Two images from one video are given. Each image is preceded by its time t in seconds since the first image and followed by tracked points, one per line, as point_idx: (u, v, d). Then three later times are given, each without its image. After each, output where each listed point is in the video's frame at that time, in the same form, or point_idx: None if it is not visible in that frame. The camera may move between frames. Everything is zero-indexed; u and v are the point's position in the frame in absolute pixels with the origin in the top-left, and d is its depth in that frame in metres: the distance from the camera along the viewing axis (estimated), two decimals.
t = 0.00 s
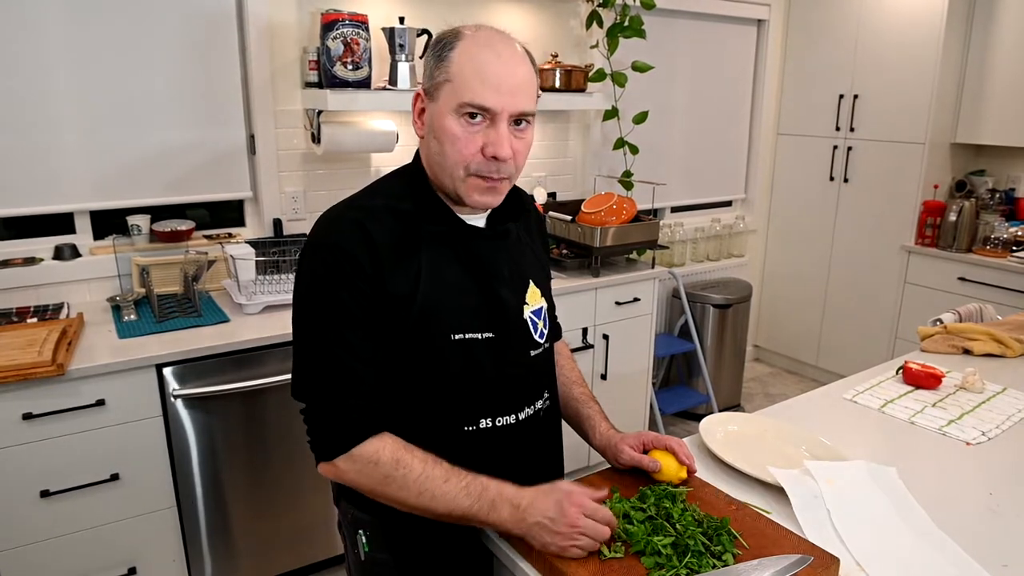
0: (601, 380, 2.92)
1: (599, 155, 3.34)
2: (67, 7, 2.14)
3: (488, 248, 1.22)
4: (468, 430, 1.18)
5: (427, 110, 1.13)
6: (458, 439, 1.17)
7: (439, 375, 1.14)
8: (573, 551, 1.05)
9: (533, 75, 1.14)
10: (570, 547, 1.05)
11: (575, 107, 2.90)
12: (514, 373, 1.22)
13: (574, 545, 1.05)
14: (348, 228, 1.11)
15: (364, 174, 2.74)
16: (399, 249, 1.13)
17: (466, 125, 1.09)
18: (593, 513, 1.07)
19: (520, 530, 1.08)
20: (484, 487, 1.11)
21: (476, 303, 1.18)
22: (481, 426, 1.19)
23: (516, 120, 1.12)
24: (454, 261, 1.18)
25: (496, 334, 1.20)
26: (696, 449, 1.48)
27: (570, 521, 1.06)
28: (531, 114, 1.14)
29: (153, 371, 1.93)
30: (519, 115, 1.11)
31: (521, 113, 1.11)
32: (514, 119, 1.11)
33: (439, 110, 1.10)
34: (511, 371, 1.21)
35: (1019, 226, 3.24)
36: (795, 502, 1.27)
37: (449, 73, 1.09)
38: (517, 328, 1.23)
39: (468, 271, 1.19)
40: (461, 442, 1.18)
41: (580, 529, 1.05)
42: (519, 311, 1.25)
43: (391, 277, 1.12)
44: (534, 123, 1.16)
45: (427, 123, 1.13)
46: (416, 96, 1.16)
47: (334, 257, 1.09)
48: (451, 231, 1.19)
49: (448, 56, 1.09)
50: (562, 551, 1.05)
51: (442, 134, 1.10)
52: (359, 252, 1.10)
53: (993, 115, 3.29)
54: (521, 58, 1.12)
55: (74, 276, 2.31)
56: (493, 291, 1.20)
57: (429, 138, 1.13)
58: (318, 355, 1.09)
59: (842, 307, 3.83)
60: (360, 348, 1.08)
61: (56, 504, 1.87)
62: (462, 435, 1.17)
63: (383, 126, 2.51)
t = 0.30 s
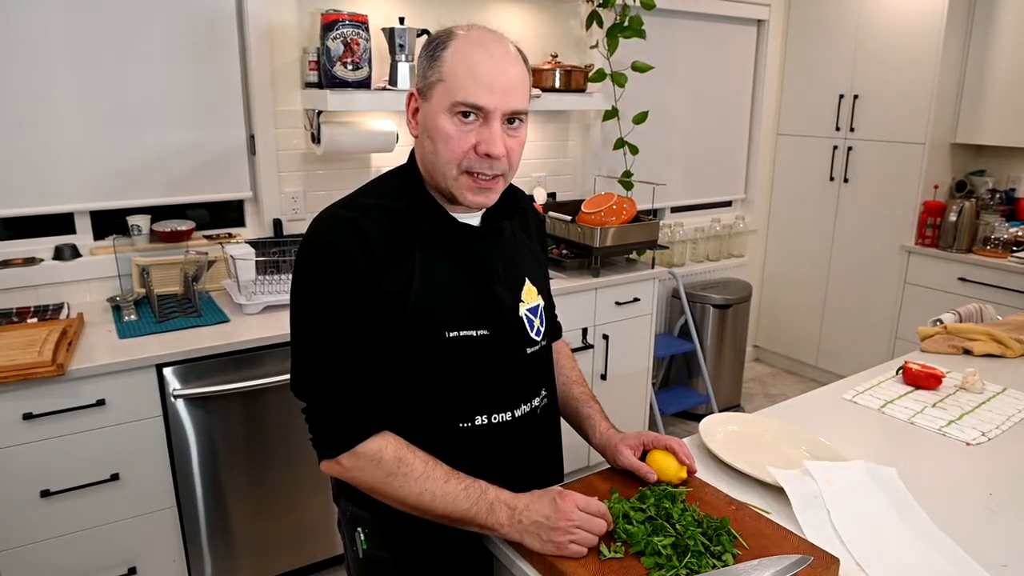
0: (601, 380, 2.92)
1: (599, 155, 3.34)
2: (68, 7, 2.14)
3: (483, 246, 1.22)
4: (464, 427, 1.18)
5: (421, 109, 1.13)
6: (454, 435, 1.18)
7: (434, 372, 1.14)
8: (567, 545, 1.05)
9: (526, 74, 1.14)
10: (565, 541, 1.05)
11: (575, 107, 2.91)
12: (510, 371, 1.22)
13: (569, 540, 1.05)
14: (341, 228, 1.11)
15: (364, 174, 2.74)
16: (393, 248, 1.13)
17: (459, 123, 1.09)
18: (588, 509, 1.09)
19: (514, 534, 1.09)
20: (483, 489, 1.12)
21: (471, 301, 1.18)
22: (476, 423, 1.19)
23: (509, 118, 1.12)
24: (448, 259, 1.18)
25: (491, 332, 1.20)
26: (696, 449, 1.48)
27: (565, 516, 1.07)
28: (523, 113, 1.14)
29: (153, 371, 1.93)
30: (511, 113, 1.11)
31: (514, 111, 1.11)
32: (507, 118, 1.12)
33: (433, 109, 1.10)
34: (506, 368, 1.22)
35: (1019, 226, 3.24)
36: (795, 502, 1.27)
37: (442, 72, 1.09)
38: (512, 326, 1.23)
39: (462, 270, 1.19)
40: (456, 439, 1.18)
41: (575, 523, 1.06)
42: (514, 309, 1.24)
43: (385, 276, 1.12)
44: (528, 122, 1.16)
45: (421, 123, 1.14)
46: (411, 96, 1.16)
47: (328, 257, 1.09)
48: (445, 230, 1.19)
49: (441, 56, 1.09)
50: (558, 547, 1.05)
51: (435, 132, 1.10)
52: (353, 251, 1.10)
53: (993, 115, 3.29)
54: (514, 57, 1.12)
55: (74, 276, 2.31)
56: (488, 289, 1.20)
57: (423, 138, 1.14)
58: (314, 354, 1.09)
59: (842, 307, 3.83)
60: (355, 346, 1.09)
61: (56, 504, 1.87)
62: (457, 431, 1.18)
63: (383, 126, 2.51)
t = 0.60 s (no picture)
0: (601, 380, 2.92)
1: (599, 155, 3.34)
2: (68, 7, 2.14)
3: (482, 245, 1.22)
4: (465, 426, 1.18)
5: (419, 111, 1.13)
6: (455, 435, 1.18)
7: (434, 372, 1.15)
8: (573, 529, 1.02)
9: (520, 71, 1.14)
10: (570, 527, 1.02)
11: (575, 107, 2.91)
12: (509, 369, 1.22)
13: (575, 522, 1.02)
14: (340, 228, 1.11)
15: (364, 174, 2.74)
16: (392, 247, 1.14)
17: (460, 122, 1.09)
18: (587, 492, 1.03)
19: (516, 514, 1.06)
20: (475, 477, 1.07)
21: (470, 300, 1.19)
22: (476, 422, 1.19)
23: (507, 115, 1.12)
24: (447, 259, 1.18)
25: (490, 331, 1.20)
26: (696, 449, 1.48)
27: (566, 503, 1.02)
28: (520, 109, 1.15)
29: (153, 372, 1.93)
30: (508, 108, 1.12)
31: (511, 107, 1.12)
32: (506, 114, 1.12)
33: (432, 109, 1.10)
34: (506, 367, 1.22)
35: (1018, 226, 3.25)
36: (794, 502, 1.27)
37: (440, 71, 1.09)
38: (511, 325, 1.23)
39: (462, 269, 1.19)
40: (456, 438, 1.18)
41: (576, 509, 1.02)
42: (513, 308, 1.25)
43: (384, 276, 1.12)
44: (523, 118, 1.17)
45: (419, 125, 1.13)
46: (406, 100, 1.16)
47: (327, 257, 1.09)
48: (444, 229, 1.19)
49: (434, 57, 1.10)
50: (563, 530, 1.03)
51: (433, 132, 1.11)
52: (352, 250, 1.10)
53: (992, 116, 3.29)
54: (507, 54, 1.13)
55: (74, 276, 2.31)
56: (487, 288, 1.21)
57: (422, 140, 1.13)
58: (314, 354, 1.09)
59: (842, 307, 3.83)
60: (355, 346, 1.09)
61: (56, 504, 1.87)
62: (458, 431, 1.18)
63: (383, 126, 2.51)
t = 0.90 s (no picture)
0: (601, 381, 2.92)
1: (599, 156, 3.35)
2: (68, 8, 2.15)
3: (480, 248, 1.23)
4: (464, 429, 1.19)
5: (442, 133, 1.11)
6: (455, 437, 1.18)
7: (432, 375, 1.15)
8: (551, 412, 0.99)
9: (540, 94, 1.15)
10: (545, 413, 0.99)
11: (575, 109, 2.91)
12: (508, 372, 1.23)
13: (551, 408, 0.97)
14: (335, 232, 1.11)
15: (364, 175, 2.74)
16: (389, 251, 1.14)
17: (490, 151, 1.09)
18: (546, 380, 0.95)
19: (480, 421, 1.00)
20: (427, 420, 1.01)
21: (468, 303, 1.19)
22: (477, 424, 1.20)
23: (533, 143, 1.13)
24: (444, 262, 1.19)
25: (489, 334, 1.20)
26: (695, 450, 1.49)
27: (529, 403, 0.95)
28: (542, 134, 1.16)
29: (153, 373, 1.93)
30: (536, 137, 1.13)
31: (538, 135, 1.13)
32: (532, 142, 1.13)
33: (461, 136, 1.09)
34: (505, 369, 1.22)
35: (1018, 227, 3.25)
36: (793, 502, 1.27)
37: (472, 99, 1.07)
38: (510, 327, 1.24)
39: (459, 272, 1.20)
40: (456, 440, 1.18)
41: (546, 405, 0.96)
42: (511, 310, 1.25)
43: (380, 280, 1.12)
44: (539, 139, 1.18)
45: (441, 146, 1.11)
46: (420, 116, 1.12)
47: (322, 262, 1.08)
48: (440, 232, 1.19)
49: (466, 82, 1.07)
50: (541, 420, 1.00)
51: (462, 160, 1.09)
52: (347, 254, 1.10)
53: (992, 117, 3.29)
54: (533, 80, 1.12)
55: (75, 277, 2.31)
56: (485, 291, 1.21)
57: (443, 161, 1.11)
58: (306, 356, 1.08)
59: (841, 308, 3.83)
60: (346, 351, 1.07)
61: (56, 505, 1.88)
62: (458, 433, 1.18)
63: (383, 127, 2.51)
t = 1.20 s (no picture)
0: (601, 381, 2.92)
1: (598, 156, 3.35)
2: (68, 9, 2.15)
3: (479, 250, 1.23)
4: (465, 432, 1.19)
5: (443, 133, 1.11)
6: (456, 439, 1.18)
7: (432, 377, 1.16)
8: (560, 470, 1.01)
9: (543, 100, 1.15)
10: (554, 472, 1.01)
11: (575, 109, 2.91)
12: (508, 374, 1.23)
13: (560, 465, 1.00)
14: (334, 233, 1.11)
15: (364, 176, 2.75)
16: (387, 254, 1.14)
17: (490, 154, 1.09)
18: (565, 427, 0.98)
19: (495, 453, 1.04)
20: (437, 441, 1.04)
21: (467, 306, 1.19)
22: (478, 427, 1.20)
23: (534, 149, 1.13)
24: (443, 264, 1.19)
25: (488, 336, 1.21)
26: (695, 450, 1.49)
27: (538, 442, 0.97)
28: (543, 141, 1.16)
29: (153, 374, 1.94)
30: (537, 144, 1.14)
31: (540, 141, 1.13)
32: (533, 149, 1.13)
33: (462, 137, 1.09)
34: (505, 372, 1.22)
35: (1017, 227, 3.25)
36: (792, 503, 1.27)
37: (476, 101, 1.08)
38: (509, 329, 1.24)
39: (458, 274, 1.20)
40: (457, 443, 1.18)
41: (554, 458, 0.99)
42: (511, 312, 1.25)
43: (378, 283, 1.13)
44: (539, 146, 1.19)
45: (442, 146, 1.11)
46: (423, 115, 1.13)
47: (320, 264, 1.09)
48: (439, 235, 1.19)
49: (471, 84, 1.08)
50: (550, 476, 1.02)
51: (462, 161, 1.10)
52: (345, 256, 1.10)
53: (991, 117, 3.30)
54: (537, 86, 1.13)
55: (74, 278, 2.31)
56: (484, 294, 1.21)
57: (443, 161, 1.12)
58: (304, 358, 1.08)
59: (841, 309, 3.84)
60: (344, 353, 1.07)
61: (56, 505, 1.88)
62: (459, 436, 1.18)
63: (382, 128, 2.51)
